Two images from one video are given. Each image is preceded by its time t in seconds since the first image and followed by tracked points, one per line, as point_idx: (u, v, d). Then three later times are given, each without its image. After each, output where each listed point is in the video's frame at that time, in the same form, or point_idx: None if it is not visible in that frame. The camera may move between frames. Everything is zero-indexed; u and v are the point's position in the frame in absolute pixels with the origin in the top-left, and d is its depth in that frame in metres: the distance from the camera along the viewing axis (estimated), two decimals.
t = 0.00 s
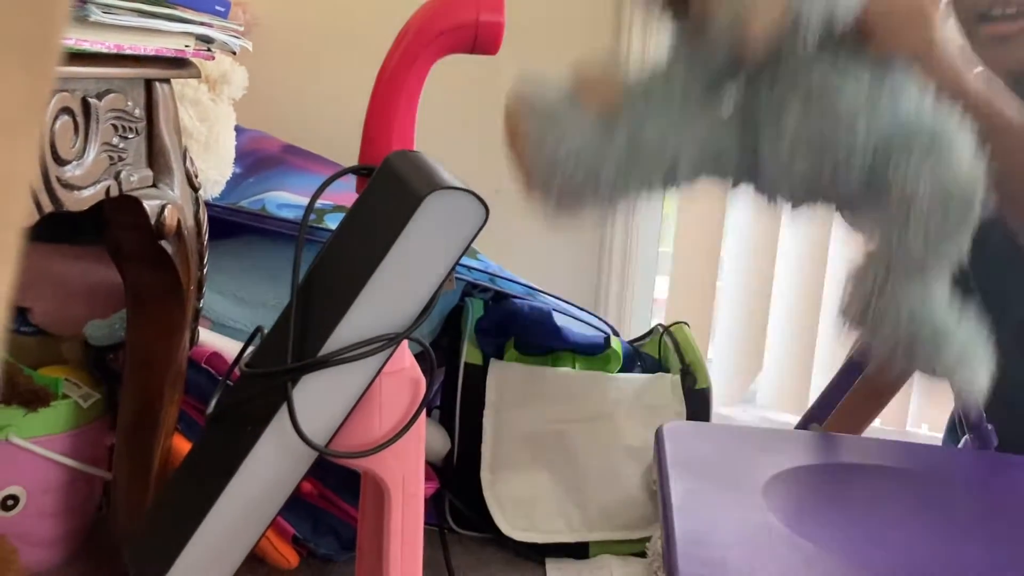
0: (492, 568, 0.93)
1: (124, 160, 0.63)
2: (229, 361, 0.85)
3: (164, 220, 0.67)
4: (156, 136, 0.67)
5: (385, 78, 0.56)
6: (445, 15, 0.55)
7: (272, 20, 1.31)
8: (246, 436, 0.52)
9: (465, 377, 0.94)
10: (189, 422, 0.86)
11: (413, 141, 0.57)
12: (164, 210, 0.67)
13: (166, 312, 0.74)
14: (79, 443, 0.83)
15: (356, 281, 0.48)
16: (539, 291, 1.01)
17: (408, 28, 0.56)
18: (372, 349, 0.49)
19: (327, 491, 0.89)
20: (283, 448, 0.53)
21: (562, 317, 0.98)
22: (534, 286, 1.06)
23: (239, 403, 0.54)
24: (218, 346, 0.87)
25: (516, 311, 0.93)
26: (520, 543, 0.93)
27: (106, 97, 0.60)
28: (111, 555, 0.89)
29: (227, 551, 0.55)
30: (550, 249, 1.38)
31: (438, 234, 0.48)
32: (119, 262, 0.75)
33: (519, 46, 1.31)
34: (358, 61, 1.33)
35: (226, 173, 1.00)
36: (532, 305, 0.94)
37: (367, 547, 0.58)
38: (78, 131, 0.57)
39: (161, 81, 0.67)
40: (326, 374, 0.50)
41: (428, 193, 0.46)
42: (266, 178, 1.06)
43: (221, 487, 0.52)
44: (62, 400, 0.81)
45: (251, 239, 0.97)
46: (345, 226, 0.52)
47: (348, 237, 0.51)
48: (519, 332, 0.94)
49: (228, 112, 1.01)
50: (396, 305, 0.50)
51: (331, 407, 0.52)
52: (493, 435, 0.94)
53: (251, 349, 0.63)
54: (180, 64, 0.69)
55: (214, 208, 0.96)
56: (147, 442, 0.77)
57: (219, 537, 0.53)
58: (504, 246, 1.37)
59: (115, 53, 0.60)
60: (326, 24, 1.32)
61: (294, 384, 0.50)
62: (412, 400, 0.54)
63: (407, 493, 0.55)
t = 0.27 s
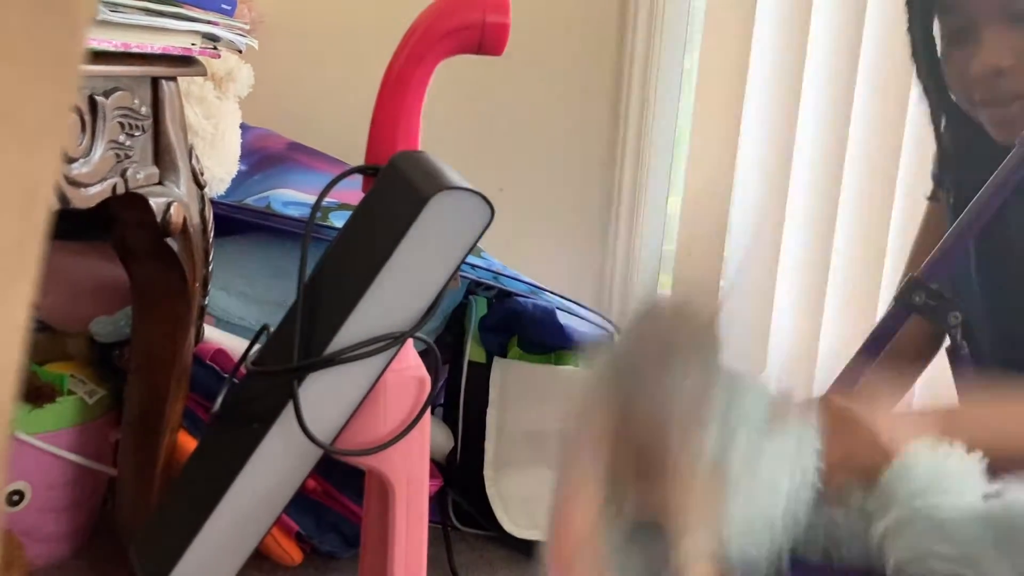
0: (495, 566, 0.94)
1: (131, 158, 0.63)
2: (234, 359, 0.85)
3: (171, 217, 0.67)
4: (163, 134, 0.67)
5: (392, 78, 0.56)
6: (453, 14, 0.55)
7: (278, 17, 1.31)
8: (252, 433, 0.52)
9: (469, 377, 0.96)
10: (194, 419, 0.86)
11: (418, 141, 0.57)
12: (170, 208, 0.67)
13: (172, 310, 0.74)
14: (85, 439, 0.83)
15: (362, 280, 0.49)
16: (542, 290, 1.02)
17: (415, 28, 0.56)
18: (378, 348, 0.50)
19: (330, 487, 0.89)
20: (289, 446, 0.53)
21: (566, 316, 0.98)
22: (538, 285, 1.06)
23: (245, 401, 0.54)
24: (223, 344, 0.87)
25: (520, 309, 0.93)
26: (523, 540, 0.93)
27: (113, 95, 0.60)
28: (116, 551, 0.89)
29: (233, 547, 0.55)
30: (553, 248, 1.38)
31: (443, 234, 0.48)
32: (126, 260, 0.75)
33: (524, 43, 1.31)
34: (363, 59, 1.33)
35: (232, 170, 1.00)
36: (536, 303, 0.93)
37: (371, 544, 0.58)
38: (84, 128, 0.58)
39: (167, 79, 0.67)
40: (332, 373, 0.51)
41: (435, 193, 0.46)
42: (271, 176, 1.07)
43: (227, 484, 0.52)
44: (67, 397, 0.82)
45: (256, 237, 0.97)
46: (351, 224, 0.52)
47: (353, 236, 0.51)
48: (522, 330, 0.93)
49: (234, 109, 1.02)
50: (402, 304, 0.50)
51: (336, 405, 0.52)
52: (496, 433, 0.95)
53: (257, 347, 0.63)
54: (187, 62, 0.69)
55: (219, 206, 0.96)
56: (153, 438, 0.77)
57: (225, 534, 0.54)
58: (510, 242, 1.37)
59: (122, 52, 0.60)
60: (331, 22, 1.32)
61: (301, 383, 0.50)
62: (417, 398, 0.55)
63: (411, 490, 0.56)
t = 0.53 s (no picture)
0: (495, 562, 0.94)
1: (134, 154, 0.63)
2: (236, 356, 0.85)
3: (173, 214, 0.67)
4: (166, 131, 0.67)
5: (394, 76, 0.56)
6: (456, 12, 0.55)
7: (280, 14, 1.31)
8: (254, 429, 0.52)
9: (469, 376, 0.95)
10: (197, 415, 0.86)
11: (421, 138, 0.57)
12: (172, 205, 0.67)
13: (174, 306, 0.74)
14: (87, 435, 0.83)
15: (364, 277, 0.49)
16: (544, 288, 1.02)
17: (418, 24, 0.56)
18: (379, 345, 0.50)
19: (332, 484, 0.89)
20: (290, 442, 0.53)
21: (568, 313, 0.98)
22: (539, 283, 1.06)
23: (247, 398, 0.54)
24: (224, 340, 0.87)
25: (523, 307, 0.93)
26: (523, 537, 0.93)
27: (116, 92, 0.60)
28: (119, 546, 0.90)
29: (236, 542, 0.55)
30: (555, 245, 1.38)
31: (445, 231, 0.48)
32: (129, 256, 0.75)
33: (527, 40, 1.31)
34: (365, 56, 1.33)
35: (234, 167, 1.00)
36: (538, 301, 0.93)
37: (372, 539, 0.58)
38: (88, 125, 0.58)
39: (169, 75, 0.67)
40: (334, 370, 0.51)
41: (437, 191, 0.46)
42: (273, 173, 1.07)
43: (228, 480, 0.52)
44: (70, 392, 0.82)
45: (258, 233, 0.97)
46: (353, 221, 0.52)
47: (355, 233, 0.51)
48: (524, 328, 0.94)
49: (237, 106, 1.02)
50: (404, 300, 0.50)
51: (339, 402, 0.52)
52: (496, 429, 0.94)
53: (260, 343, 0.63)
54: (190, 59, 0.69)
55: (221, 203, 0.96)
56: (155, 433, 0.77)
57: (227, 529, 0.54)
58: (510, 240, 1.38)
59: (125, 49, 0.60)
60: (334, 19, 1.32)
61: (302, 379, 0.51)
62: (419, 395, 0.55)
63: (413, 486, 0.56)
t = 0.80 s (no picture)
0: (495, 558, 0.94)
1: (134, 151, 0.63)
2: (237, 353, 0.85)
3: (173, 211, 0.67)
4: (165, 128, 0.67)
5: (395, 74, 0.56)
6: (456, 9, 0.55)
7: (280, 10, 1.31)
8: (254, 426, 0.52)
9: (469, 373, 0.96)
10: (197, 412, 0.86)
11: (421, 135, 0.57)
12: (172, 201, 0.67)
13: (175, 303, 0.75)
14: (87, 431, 0.83)
15: (364, 275, 0.49)
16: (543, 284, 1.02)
17: (417, 23, 0.56)
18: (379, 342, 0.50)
19: (333, 481, 0.89)
20: (291, 438, 0.53)
21: (567, 310, 0.98)
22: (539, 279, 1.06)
23: (247, 394, 0.54)
24: (224, 337, 0.87)
25: (521, 304, 0.92)
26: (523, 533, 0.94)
27: (116, 88, 0.60)
28: (120, 541, 0.90)
29: (236, 538, 0.56)
30: (555, 241, 1.38)
31: (445, 229, 0.48)
32: (129, 253, 0.75)
33: (527, 37, 1.30)
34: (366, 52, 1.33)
35: (234, 164, 1.00)
36: (537, 298, 0.92)
37: (372, 535, 0.59)
38: (88, 122, 0.58)
39: (169, 72, 0.67)
40: (334, 367, 0.51)
41: (436, 189, 0.46)
42: (272, 169, 1.07)
43: (229, 476, 0.52)
44: (70, 388, 0.82)
45: (258, 230, 0.97)
46: (353, 219, 0.52)
47: (355, 231, 0.51)
48: (525, 325, 0.94)
49: (236, 103, 1.02)
50: (404, 298, 0.50)
51: (339, 399, 0.52)
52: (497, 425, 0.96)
53: (260, 340, 0.63)
54: (190, 56, 0.69)
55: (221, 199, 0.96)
56: (156, 430, 0.78)
57: (228, 525, 0.54)
58: (512, 236, 1.38)
59: (125, 46, 0.60)
60: (334, 15, 1.32)
61: (303, 377, 0.51)
62: (420, 392, 0.55)
63: (412, 483, 0.56)
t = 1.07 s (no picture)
0: (493, 554, 0.94)
1: (132, 147, 0.63)
2: (235, 348, 0.86)
3: (171, 207, 0.67)
4: (163, 124, 0.67)
5: (393, 69, 0.56)
6: (454, 4, 0.55)
7: (279, 7, 1.31)
8: (253, 422, 0.52)
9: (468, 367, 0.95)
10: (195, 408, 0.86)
11: (420, 130, 0.57)
12: (170, 197, 0.67)
13: (173, 298, 0.74)
14: (85, 427, 0.83)
15: (362, 270, 0.49)
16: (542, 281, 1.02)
17: (415, 19, 0.56)
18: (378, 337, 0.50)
19: (331, 477, 0.89)
20: (289, 434, 0.53)
21: (565, 306, 0.98)
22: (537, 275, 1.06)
23: (246, 390, 0.54)
24: (222, 333, 0.87)
25: (521, 301, 0.93)
26: (522, 529, 0.94)
27: (113, 84, 0.60)
28: (118, 537, 0.90)
29: (235, 533, 0.55)
30: (553, 237, 1.38)
31: (445, 224, 0.48)
32: (127, 249, 0.75)
33: (525, 33, 1.30)
34: (364, 48, 1.33)
35: (232, 160, 1.00)
36: (536, 294, 0.93)
37: (371, 531, 0.59)
38: (85, 118, 0.58)
39: (167, 68, 0.67)
40: (333, 362, 0.51)
41: (434, 183, 0.46)
42: (271, 165, 1.07)
43: (227, 472, 0.52)
44: (68, 384, 0.82)
45: (255, 226, 0.97)
46: (352, 213, 0.52)
47: (354, 225, 0.51)
48: (523, 321, 0.94)
49: (234, 99, 1.02)
50: (403, 292, 0.50)
51: (338, 394, 0.52)
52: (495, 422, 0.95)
53: (258, 336, 0.63)
54: (188, 51, 0.69)
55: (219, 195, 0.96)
56: (154, 425, 0.78)
57: (226, 521, 0.54)
58: (510, 232, 1.38)
59: (123, 41, 0.60)
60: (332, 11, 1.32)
61: (301, 372, 0.51)
62: (418, 388, 0.55)
63: (411, 479, 0.56)
